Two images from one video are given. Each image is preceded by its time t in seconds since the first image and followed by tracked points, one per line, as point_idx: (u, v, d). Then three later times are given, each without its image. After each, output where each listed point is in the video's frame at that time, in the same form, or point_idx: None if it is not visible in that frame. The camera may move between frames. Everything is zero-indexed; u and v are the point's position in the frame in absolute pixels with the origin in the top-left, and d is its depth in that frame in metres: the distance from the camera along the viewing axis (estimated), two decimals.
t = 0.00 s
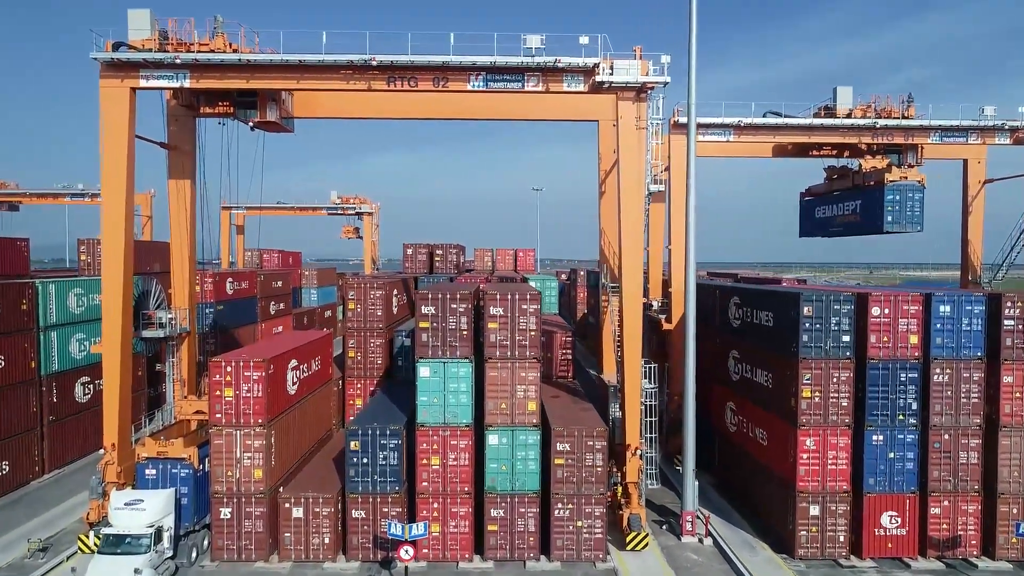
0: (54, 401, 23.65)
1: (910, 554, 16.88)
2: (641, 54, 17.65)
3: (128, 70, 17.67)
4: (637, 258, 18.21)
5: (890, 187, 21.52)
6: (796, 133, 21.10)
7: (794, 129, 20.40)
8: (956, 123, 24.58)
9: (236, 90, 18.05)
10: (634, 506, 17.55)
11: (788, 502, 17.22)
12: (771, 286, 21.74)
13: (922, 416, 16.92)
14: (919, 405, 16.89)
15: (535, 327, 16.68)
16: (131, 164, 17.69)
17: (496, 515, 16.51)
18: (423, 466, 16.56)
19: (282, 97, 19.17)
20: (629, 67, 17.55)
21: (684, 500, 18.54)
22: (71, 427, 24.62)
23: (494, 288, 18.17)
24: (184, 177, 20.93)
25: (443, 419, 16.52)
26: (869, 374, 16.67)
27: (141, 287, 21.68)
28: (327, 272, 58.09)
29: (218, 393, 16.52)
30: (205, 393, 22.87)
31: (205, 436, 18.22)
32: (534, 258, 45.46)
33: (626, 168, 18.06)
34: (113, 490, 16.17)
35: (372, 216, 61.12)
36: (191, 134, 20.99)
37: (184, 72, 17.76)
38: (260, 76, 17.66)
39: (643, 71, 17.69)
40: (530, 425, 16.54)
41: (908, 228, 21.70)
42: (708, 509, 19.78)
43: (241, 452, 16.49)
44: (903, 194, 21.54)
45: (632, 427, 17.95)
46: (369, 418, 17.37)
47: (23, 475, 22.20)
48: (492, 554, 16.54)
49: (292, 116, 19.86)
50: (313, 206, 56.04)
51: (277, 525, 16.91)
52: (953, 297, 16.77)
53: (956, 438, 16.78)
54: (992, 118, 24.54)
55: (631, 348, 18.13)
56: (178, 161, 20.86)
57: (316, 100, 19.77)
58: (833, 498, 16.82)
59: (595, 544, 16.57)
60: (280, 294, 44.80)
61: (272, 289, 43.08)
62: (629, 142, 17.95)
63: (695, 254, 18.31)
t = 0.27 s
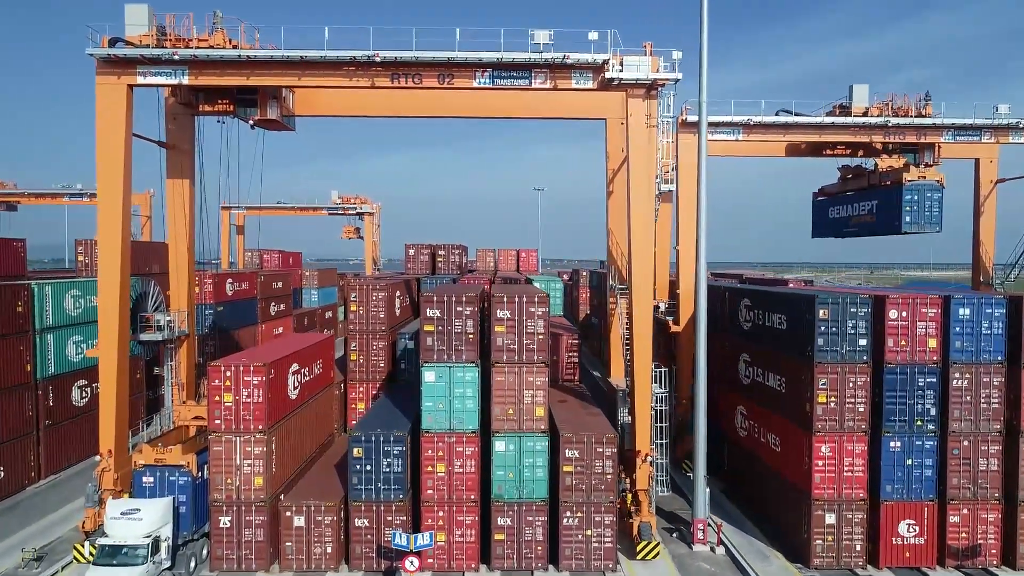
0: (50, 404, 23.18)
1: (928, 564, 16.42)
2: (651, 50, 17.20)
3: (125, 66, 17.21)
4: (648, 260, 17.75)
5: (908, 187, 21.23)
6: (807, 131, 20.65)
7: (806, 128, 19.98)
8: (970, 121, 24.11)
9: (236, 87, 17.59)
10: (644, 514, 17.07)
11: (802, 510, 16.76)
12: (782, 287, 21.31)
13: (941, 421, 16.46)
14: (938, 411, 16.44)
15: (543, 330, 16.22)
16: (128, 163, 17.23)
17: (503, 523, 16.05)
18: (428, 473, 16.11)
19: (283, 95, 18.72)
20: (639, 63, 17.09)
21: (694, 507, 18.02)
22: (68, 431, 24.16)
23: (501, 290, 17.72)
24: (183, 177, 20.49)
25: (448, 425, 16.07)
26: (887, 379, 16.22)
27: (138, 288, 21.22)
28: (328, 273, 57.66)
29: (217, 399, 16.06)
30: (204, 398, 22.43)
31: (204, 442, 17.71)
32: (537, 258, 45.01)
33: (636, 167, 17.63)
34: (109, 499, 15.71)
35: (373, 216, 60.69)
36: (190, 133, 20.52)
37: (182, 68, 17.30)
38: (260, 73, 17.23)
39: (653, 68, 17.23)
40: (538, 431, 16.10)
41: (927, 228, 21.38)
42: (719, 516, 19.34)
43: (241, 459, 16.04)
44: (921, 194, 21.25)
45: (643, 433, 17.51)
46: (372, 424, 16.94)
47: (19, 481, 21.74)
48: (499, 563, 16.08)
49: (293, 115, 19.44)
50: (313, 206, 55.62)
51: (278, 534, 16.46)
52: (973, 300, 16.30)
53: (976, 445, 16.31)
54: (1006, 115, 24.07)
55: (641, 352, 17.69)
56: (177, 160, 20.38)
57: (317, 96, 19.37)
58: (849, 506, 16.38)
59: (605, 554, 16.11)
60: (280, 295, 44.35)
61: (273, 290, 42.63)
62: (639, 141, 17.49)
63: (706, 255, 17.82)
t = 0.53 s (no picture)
0: (45, 408, 22.73)
1: (946, 574, 15.97)
2: (661, 46, 16.75)
3: (121, 63, 16.75)
4: (657, 262, 17.31)
5: (926, 186, 20.75)
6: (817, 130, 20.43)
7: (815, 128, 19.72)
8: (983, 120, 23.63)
9: (234, 84, 17.14)
10: (655, 523, 16.59)
11: (817, 519, 16.30)
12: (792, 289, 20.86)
13: (959, 428, 16.01)
14: (956, 417, 15.98)
15: (550, 334, 15.78)
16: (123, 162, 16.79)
17: (509, 532, 15.59)
18: (432, 481, 15.65)
19: (283, 92, 18.28)
20: (648, 59, 16.64)
21: (706, 516, 17.25)
22: (63, 436, 23.70)
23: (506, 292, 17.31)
24: (180, 176, 20.00)
25: (453, 432, 15.63)
26: (904, 384, 15.76)
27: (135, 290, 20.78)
28: (329, 273, 57.27)
29: (215, 404, 15.62)
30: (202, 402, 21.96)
31: (202, 449, 17.27)
32: (539, 259, 44.59)
33: (645, 166, 17.20)
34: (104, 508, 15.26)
35: (374, 216, 60.27)
36: (188, 131, 20.07)
37: (179, 65, 16.86)
38: (259, 70, 16.74)
39: (663, 64, 16.80)
40: (546, 437, 15.67)
41: (945, 229, 20.89)
42: (729, 523, 18.89)
43: (240, 466, 15.58)
44: (940, 193, 20.79)
45: (653, 439, 17.04)
46: (374, 430, 16.51)
47: (13, 487, 21.27)
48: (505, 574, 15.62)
49: (294, 113, 18.98)
50: (313, 206, 55.24)
51: (278, 543, 16.00)
52: (992, 302, 15.84)
53: (996, 452, 15.83)
54: (1020, 113, 23.61)
55: (651, 356, 17.24)
56: (175, 159, 19.94)
57: (318, 95, 18.97)
58: (865, 515, 15.92)
59: (614, 564, 15.65)
60: (281, 296, 43.92)
61: (273, 290, 42.18)
62: (648, 139, 17.07)
63: (716, 257, 17.31)
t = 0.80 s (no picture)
0: (39, 412, 22.27)
1: None
2: (670, 42, 16.31)
3: (115, 59, 16.30)
4: (666, 264, 16.89)
5: (944, 186, 20.32)
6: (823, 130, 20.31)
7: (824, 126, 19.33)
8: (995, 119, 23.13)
9: (232, 80, 16.69)
10: (664, 532, 16.12)
11: (830, 527, 15.84)
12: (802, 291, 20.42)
13: (977, 434, 15.56)
14: (974, 423, 15.53)
15: (557, 338, 15.35)
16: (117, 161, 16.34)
17: (514, 542, 15.14)
18: (435, 489, 15.20)
19: (282, 89, 17.83)
20: (657, 55, 16.19)
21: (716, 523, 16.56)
22: (58, 440, 23.25)
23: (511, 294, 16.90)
24: (177, 175, 19.55)
25: (457, 438, 15.19)
26: (920, 389, 15.31)
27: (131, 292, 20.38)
28: (329, 274, 56.84)
29: (212, 410, 15.18)
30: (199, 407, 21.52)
31: (199, 456, 16.83)
32: (541, 259, 44.12)
33: (653, 165, 16.77)
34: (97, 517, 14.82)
35: (374, 216, 59.82)
36: (185, 130, 19.62)
37: (175, 61, 16.41)
38: (257, 66, 16.31)
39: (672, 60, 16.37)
40: (552, 444, 15.23)
41: (963, 230, 20.50)
42: (738, 530, 18.47)
43: (237, 474, 15.16)
44: (958, 193, 20.41)
45: (661, 445, 16.60)
46: (375, 436, 16.09)
47: (7, 494, 20.81)
48: None
49: (293, 111, 18.54)
50: (313, 206, 54.81)
51: (276, 552, 15.54)
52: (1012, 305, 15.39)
53: (1016, 459, 15.37)
54: None
55: (659, 360, 16.82)
56: (171, 158, 19.49)
57: (317, 92, 18.47)
58: (880, 524, 15.47)
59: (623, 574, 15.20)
60: (280, 297, 43.45)
61: (272, 291, 41.72)
62: (656, 138, 16.65)
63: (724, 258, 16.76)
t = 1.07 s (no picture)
0: (32, 417, 21.81)
1: None
2: (679, 38, 15.85)
3: (108, 55, 15.85)
4: (674, 266, 16.43)
5: (961, 186, 19.96)
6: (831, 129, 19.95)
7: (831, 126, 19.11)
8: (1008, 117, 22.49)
9: (228, 77, 16.23)
10: (672, 542, 15.64)
11: (843, 537, 15.38)
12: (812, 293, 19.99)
13: (995, 441, 15.12)
14: (991, 430, 15.08)
15: (562, 343, 14.89)
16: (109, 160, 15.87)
17: (518, 552, 14.69)
18: (436, 498, 14.74)
19: (280, 87, 17.39)
20: (665, 51, 15.74)
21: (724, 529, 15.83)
22: (52, 445, 22.80)
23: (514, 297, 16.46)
24: (172, 175, 19.07)
25: (459, 446, 14.75)
26: (936, 395, 14.85)
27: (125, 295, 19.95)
28: (329, 274, 56.42)
29: (207, 416, 14.74)
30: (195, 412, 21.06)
31: (193, 464, 16.38)
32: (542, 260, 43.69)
33: (661, 163, 16.32)
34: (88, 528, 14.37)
35: (374, 217, 59.37)
36: (180, 128, 19.13)
37: (170, 57, 15.96)
38: (254, 62, 15.86)
39: (680, 56, 15.91)
40: (557, 452, 14.78)
41: (980, 230, 20.11)
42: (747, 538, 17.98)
43: (233, 482, 14.71)
44: (975, 193, 20.05)
45: (668, 452, 16.13)
46: (374, 443, 15.64)
47: None
48: None
49: (291, 108, 18.10)
50: (313, 206, 54.37)
51: (274, 563, 15.09)
52: None
53: None
54: None
55: (667, 364, 16.34)
56: (165, 157, 19.02)
57: (315, 90, 18.00)
58: (895, 534, 15.02)
59: None
60: (279, 298, 42.98)
61: (271, 292, 41.26)
62: (663, 135, 16.21)
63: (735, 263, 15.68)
